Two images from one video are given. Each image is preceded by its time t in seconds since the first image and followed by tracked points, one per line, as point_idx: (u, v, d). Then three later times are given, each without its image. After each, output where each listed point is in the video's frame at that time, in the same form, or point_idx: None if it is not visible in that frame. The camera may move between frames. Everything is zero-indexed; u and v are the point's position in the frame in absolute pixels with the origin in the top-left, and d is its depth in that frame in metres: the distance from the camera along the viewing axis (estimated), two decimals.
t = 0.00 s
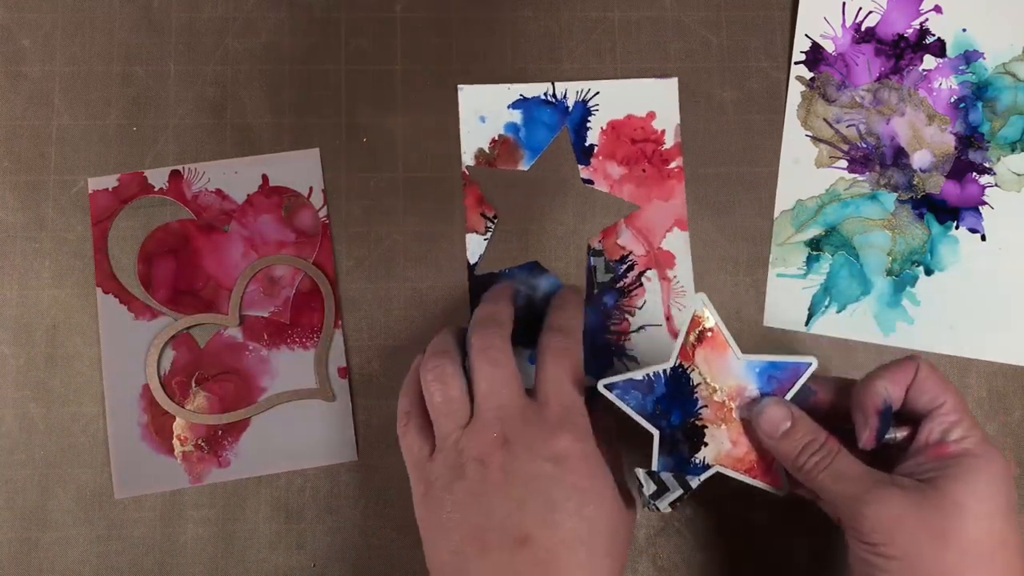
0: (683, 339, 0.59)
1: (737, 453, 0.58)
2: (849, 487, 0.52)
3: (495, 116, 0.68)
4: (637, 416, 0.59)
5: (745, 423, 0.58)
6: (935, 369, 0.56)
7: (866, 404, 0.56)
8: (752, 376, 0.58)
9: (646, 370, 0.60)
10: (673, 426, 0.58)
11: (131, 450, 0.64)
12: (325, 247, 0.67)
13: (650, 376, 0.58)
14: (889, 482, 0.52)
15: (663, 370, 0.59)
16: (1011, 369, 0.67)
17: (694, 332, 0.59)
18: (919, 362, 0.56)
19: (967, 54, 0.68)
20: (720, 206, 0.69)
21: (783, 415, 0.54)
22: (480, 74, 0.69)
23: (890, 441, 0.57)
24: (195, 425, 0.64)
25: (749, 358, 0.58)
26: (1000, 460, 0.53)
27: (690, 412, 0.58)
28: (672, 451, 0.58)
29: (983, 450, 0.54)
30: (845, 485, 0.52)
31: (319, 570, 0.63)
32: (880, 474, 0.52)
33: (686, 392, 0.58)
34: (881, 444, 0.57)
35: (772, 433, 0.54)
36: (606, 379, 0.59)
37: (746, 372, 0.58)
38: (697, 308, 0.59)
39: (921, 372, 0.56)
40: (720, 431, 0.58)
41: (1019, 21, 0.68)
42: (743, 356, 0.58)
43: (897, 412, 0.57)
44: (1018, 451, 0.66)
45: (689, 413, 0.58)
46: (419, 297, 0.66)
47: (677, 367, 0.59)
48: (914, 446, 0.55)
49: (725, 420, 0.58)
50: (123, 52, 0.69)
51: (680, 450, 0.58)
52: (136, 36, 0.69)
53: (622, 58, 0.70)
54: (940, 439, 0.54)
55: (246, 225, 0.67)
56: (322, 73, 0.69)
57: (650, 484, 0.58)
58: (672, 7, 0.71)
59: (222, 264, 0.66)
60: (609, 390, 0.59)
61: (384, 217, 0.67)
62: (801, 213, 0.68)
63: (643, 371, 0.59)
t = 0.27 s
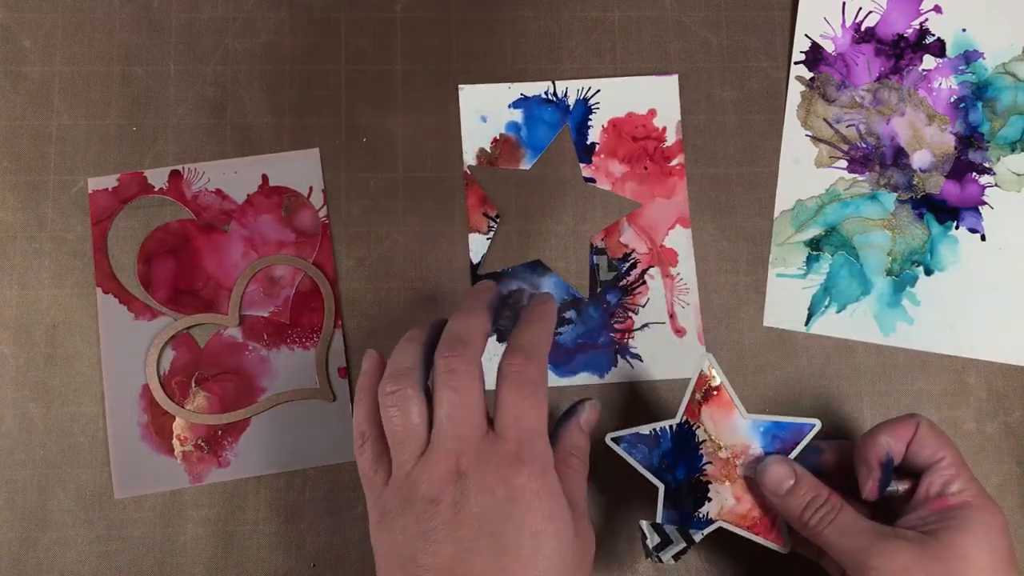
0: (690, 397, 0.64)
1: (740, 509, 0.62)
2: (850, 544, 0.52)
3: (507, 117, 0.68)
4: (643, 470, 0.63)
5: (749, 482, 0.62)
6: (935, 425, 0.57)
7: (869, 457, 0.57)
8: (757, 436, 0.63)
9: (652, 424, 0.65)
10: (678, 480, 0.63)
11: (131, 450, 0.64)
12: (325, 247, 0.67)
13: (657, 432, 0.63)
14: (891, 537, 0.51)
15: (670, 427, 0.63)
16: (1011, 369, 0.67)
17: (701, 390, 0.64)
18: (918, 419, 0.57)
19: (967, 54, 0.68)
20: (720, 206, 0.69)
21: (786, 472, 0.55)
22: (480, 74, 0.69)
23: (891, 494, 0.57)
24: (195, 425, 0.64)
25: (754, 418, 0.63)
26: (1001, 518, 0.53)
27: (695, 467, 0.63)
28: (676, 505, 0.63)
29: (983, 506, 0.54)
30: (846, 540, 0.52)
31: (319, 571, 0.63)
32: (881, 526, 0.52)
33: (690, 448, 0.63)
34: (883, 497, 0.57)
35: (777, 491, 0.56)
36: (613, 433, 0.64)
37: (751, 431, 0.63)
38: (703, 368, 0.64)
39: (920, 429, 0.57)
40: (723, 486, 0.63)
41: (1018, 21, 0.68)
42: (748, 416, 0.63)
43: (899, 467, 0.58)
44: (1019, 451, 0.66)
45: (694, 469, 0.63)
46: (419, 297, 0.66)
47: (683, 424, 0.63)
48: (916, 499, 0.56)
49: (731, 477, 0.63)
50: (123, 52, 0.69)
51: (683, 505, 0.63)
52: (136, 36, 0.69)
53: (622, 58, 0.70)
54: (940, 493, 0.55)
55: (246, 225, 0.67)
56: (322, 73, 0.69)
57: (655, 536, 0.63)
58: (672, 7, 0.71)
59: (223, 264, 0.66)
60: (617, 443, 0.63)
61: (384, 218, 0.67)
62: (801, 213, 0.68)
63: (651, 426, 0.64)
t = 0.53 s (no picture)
0: (724, 414, 0.62)
1: (769, 529, 0.61)
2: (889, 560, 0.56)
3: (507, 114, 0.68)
4: (679, 485, 0.61)
5: (779, 501, 0.62)
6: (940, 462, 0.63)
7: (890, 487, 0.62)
8: (782, 455, 0.62)
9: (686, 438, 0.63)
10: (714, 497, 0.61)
11: (131, 450, 0.64)
12: (325, 247, 0.67)
13: (693, 447, 0.61)
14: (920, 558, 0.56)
15: (706, 442, 0.61)
16: (1011, 369, 0.67)
17: (735, 407, 0.62)
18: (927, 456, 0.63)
19: (967, 54, 0.68)
20: (720, 206, 0.69)
21: (820, 491, 0.59)
22: (480, 74, 0.69)
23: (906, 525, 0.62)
24: (195, 425, 0.64)
25: (781, 437, 0.62)
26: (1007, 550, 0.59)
27: (729, 486, 0.62)
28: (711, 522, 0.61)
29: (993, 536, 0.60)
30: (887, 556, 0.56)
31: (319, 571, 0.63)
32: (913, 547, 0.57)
33: (725, 465, 0.62)
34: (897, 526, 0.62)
35: (812, 507, 0.59)
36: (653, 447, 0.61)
37: (779, 450, 0.62)
38: (737, 385, 0.62)
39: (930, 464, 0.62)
40: (756, 506, 0.62)
41: (1018, 21, 0.68)
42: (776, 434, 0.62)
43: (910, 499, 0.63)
44: (1018, 452, 0.66)
45: (729, 487, 0.62)
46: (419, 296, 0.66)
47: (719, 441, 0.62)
48: (932, 527, 0.61)
49: (762, 496, 0.62)
50: (123, 52, 0.69)
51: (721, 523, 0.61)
52: (136, 36, 0.69)
53: (622, 58, 0.70)
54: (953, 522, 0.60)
55: (246, 225, 0.67)
56: (321, 73, 0.69)
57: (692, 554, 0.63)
58: (673, 7, 0.71)
59: (223, 264, 0.66)
60: (656, 458, 0.61)
61: (384, 218, 0.67)
62: (801, 213, 0.68)
63: (687, 441, 0.61)
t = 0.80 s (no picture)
0: (772, 408, 0.62)
1: (803, 526, 0.62)
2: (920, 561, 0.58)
3: (494, 113, 0.68)
4: (727, 477, 0.61)
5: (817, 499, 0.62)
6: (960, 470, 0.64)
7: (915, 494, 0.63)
8: (821, 452, 0.63)
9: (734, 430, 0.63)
10: (755, 491, 0.61)
11: (131, 450, 0.64)
12: (325, 247, 0.67)
13: (742, 438, 0.61)
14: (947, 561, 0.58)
15: (754, 434, 0.61)
16: (1011, 369, 0.67)
17: (783, 401, 0.62)
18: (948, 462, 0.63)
19: (967, 54, 0.68)
20: (720, 206, 0.69)
21: (856, 492, 0.60)
22: (480, 73, 0.69)
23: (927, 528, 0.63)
24: (195, 425, 0.64)
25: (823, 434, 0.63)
26: None
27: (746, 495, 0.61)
28: (751, 516, 0.60)
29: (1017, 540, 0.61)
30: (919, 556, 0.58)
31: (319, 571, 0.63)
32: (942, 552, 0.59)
33: (769, 457, 0.62)
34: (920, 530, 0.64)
35: (849, 506, 0.60)
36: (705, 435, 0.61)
37: (818, 447, 0.63)
38: (786, 379, 0.62)
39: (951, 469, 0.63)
40: (791, 502, 0.62)
41: (1018, 21, 0.68)
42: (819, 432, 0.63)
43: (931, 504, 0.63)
44: (1019, 452, 0.66)
45: (769, 480, 0.62)
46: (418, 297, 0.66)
47: (765, 434, 0.62)
48: (956, 531, 0.62)
49: (799, 493, 0.62)
50: (123, 52, 0.69)
51: (757, 515, 0.61)
52: (136, 36, 0.69)
53: (622, 58, 0.70)
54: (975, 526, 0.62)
55: (246, 225, 0.67)
56: (322, 73, 0.69)
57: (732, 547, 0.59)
58: (673, 7, 0.71)
59: (223, 264, 0.66)
60: (705, 445, 0.61)
61: (384, 218, 0.67)
62: (801, 213, 0.68)
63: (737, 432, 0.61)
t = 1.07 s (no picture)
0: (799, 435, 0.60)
1: (831, 550, 0.60)
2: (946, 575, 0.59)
3: None
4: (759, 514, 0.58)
5: (842, 522, 0.61)
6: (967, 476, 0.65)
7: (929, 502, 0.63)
8: (842, 473, 0.62)
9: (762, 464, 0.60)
10: (787, 525, 0.59)
11: (130, 450, 0.64)
12: (325, 247, 0.67)
13: (772, 474, 0.59)
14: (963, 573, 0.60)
15: (783, 467, 0.59)
16: (1012, 369, 0.67)
17: (808, 426, 0.60)
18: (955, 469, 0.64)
19: (967, 54, 0.68)
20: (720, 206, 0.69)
21: (882, 509, 0.60)
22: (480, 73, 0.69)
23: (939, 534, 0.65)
24: (195, 425, 0.64)
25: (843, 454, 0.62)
26: None
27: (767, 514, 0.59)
28: (785, 552, 0.59)
29: None
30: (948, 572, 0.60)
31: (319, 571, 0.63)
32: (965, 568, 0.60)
33: (799, 486, 0.60)
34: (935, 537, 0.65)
35: (878, 525, 0.59)
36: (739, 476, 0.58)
37: (840, 467, 0.62)
38: (810, 404, 0.60)
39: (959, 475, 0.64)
40: (821, 528, 0.60)
41: (1018, 21, 0.68)
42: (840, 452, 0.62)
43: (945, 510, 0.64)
44: (1019, 452, 0.66)
45: (800, 510, 0.59)
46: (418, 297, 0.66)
47: (794, 463, 0.59)
48: (967, 540, 0.64)
49: (827, 518, 0.60)
50: (123, 52, 0.69)
51: (792, 550, 0.59)
52: (136, 36, 0.69)
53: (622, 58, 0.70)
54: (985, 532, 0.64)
55: (246, 225, 0.67)
56: (321, 73, 0.69)
57: None
58: (673, 7, 0.71)
59: (223, 264, 0.66)
60: (740, 485, 0.58)
61: (383, 218, 0.67)
62: (801, 213, 0.68)
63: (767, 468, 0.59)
